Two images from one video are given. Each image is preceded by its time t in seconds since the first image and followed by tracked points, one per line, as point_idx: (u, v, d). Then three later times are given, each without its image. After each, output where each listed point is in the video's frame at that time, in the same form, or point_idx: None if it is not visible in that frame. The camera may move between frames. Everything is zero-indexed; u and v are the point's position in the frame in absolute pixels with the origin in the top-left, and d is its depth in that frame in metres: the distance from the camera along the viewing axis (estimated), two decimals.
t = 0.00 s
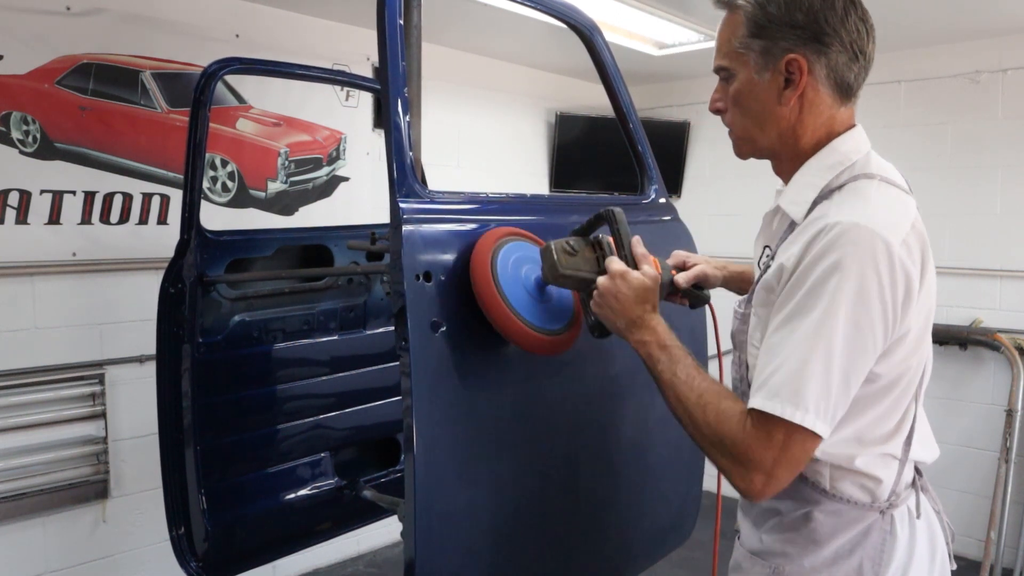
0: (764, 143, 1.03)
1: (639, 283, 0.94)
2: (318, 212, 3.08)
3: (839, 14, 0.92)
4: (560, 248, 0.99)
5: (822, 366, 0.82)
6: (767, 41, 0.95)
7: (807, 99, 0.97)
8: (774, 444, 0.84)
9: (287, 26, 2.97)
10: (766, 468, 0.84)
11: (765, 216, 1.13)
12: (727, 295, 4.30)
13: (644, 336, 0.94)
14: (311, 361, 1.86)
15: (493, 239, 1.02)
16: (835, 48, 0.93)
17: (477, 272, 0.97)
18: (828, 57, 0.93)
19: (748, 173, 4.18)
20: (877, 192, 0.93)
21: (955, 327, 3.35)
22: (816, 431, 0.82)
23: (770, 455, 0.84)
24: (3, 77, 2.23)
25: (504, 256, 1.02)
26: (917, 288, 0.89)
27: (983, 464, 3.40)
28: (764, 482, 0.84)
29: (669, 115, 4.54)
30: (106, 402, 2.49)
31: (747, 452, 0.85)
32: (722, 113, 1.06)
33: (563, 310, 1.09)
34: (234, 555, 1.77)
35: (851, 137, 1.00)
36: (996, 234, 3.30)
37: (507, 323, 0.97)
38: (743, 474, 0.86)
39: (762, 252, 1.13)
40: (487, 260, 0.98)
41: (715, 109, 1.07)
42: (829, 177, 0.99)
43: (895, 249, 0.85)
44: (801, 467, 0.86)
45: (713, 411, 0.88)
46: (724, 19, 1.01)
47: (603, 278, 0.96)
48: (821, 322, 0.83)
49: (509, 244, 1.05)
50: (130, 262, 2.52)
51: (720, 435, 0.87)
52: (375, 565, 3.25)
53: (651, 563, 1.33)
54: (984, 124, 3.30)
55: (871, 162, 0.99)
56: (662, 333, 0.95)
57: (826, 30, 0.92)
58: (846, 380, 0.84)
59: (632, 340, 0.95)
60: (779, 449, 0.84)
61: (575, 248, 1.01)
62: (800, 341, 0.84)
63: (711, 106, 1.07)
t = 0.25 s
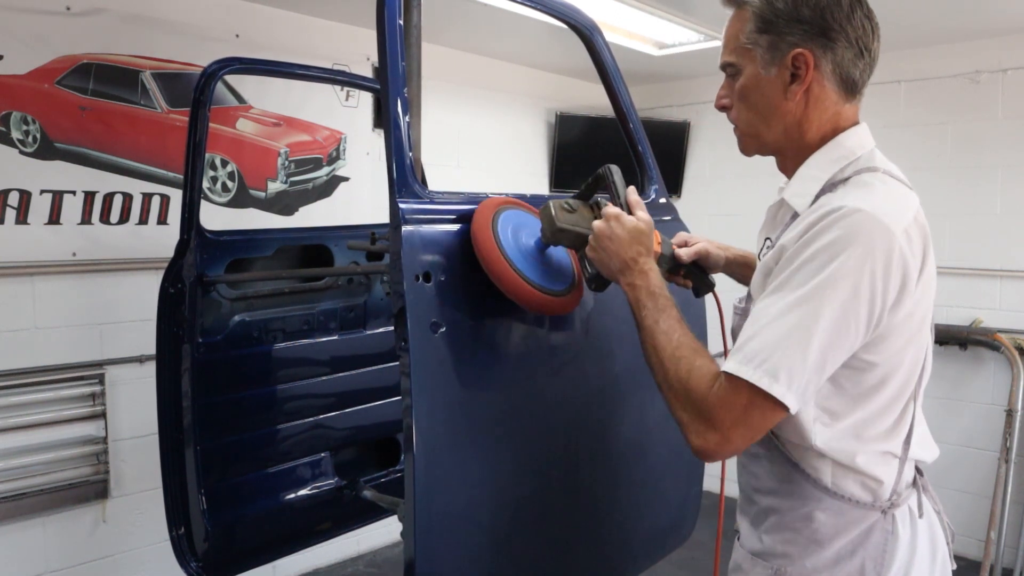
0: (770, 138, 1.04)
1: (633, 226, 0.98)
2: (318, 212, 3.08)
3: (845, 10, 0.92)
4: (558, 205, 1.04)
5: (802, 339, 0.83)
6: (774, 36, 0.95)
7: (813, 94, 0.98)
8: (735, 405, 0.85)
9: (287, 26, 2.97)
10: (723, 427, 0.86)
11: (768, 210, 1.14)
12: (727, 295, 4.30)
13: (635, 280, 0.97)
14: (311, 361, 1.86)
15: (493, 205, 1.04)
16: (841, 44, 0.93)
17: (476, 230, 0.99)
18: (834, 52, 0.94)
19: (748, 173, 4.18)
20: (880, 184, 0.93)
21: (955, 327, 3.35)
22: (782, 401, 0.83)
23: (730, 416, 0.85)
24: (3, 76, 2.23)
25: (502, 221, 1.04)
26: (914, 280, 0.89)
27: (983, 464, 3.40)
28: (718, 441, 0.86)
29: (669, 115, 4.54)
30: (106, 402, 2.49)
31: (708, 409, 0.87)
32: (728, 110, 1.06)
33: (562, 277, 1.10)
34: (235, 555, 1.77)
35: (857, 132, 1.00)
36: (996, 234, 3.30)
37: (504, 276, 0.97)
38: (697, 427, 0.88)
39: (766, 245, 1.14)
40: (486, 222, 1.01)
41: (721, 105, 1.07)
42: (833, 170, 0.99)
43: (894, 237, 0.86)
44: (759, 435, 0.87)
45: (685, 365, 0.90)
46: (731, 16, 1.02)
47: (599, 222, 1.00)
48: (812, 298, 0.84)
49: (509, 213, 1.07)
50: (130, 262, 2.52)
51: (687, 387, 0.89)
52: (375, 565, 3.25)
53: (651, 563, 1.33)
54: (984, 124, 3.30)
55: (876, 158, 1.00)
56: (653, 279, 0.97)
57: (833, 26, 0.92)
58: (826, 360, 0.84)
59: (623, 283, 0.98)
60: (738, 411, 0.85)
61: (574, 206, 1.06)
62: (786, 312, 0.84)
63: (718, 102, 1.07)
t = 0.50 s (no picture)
0: (772, 139, 1.04)
1: (644, 210, 1.00)
2: (318, 212, 3.08)
3: (844, 10, 0.93)
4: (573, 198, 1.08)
5: (793, 328, 0.83)
6: (773, 37, 0.96)
7: (814, 94, 0.98)
8: (721, 389, 0.86)
9: (287, 26, 2.97)
10: (709, 411, 0.86)
11: (770, 207, 1.13)
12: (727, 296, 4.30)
13: (644, 263, 0.99)
14: (311, 361, 1.86)
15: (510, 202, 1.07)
16: (840, 43, 0.93)
17: (493, 222, 1.01)
18: (834, 52, 0.94)
19: (748, 173, 4.18)
20: (879, 182, 0.93)
21: (955, 328, 3.35)
22: (771, 388, 0.83)
23: (716, 400, 0.86)
24: (3, 76, 2.23)
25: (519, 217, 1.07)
26: (911, 275, 0.89)
27: (983, 464, 3.40)
28: (703, 424, 0.87)
29: (669, 115, 4.54)
30: (106, 402, 2.49)
31: (696, 391, 0.88)
32: (731, 112, 1.06)
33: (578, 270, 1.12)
34: (234, 555, 1.77)
35: (859, 132, 1.00)
36: (996, 234, 3.30)
37: (523, 265, 0.99)
38: (683, 409, 0.90)
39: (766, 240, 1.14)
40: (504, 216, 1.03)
41: (723, 108, 1.07)
42: (834, 168, 0.99)
43: (891, 231, 0.85)
44: (747, 423, 0.87)
45: (680, 348, 0.91)
46: (732, 19, 1.02)
47: (612, 208, 1.03)
48: (803, 287, 0.84)
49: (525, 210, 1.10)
50: (130, 262, 2.52)
51: (679, 369, 0.90)
52: (375, 565, 3.25)
53: (651, 563, 1.33)
54: (984, 124, 3.30)
55: (877, 157, 1.00)
56: (661, 263, 0.98)
57: (832, 26, 0.92)
58: (818, 351, 0.85)
59: (632, 266, 1.00)
60: (723, 395, 0.86)
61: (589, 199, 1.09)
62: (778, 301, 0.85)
63: (720, 106, 1.07)
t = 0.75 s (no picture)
0: (770, 143, 1.03)
1: (654, 252, 0.98)
2: (318, 212, 3.07)
3: (838, 13, 0.93)
4: (584, 224, 1.03)
5: (809, 340, 0.83)
6: (768, 42, 0.96)
7: (810, 98, 0.98)
8: (753, 412, 0.85)
9: (287, 26, 2.97)
10: (743, 435, 0.85)
11: (770, 211, 1.14)
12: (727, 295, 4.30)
13: (652, 302, 0.97)
14: (311, 361, 1.86)
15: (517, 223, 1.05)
16: (835, 47, 0.93)
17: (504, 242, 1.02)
18: (829, 56, 0.94)
19: (747, 172, 4.19)
20: (874, 181, 0.93)
21: (955, 327, 3.35)
22: (799, 404, 0.83)
23: (749, 423, 0.85)
24: (3, 77, 2.23)
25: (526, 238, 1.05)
26: (914, 274, 0.89)
27: (983, 464, 3.40)
28: (740, 449, 0.86)
29: (669, 115, 4.54)
30: (106, 402, 2.49)
31: (727, 418, 0.86)
32: (728, 118, 1.06)
33: (582, 294, 1.11)
34: (234, 555, 1.77)
35: (855, 134, 1.00)
36: (996, 234, 3.30)
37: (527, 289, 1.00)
38: (716, 435, 0.88)
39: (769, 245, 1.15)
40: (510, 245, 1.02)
41: (720, 114, 1.07)
42: (832, 170, 0.99)
43: (891, 232, 0.86)
44: (780, 444, 0.86)
45: (702, 377, 0.90)
46: (727, 24, 1.02)
47: (621, 246, 1.00)
48: (814, 298, 0.84)
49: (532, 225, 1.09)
50: (130, 262, 2.52)
51: (705, 399, 0.88)
52: (375, 565, 3.25)
53: (651, 562, 1.33)
54: (984, 124, 3.30)
55: (874, 158, 1.00)
56: (670, 301, 0.97)
57: (826, 30, 0.93)
58: (836, 359, 0.84)
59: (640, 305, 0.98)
60: (756, 418, 0.85)
61: (600, 226, 1.05)
62: (791, 315, 0.85)
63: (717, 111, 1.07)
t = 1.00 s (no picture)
0: (765, 149, 1.04)
1: (654, 310, 0.99)
2: (318, 212, 3.07)
3: (829, 18, 0.93)
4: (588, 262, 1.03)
5: (823, 356, 0.83)
6: (760, 49, 0.96)
7: (803, 103, 0.98)
8: (779, 439, 0.84)
9: (287, 26, 2.97)
10: (776, 461, 0.85)
11: (767, 218, 1.14)
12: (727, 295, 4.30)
13: (652, 357, 0.98)
14: (311, 361, 1.86)
15: (518, 253, 1.03)
16: (827, 51, 0.93)
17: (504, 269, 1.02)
18: (821, 60, 0.94)
19: (747, 172, 4.19)
20: (868, 187, 0.93)
21: (955, 328, 3.34)
22: (824, 422, 0.83)
23: (777, 449, 0.84)
24: (3, 77, 2.23)
25: (529, 269, 1.04)
26: (915, 277, 0.89)
27: (983, 464, 3.40)
28: (777, 474, 0.85)
29: (669, 115, 4.54)
30: (106, 402, 2.49)
31: (754, 449, 0.86)
32: (723, 124, 1.07)
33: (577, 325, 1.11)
34: (234, 555, 1.77)
35: (849, 137, 1.00)
36: (996, 234, 3.30)
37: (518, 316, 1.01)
38: (751, 470, 0.87)
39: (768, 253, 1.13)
40: (510, 280, 1.01)
41: (715, 120, 1.08)
42: (827, 175, 1.00)
43: (889, 237, 0.85)
44: (813, 461, 0.86)
45: (720, 415, 0.89)
46: (719, 30, 1.02)
47: (621, 300, 1.01)
48: (821, 313, 0.83)
49: (535, 251, 1.07)
50: (130, 262, 2.52)
51: (730, 437, 0.88)
52: (375, 565, 3.25)
53: (651, 562, 1.33)
54: (984, 124, 3.30)
55: (869, 160, 1.00)
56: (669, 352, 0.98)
57: (817, 35, 0.93)
58: (850, 371, 0.84)
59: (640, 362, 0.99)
60: (784, 442, 0.84)
61: (602, 264, 1.05)
62: (802, 333, 0.84)
63: (712, 118, 1.08)
